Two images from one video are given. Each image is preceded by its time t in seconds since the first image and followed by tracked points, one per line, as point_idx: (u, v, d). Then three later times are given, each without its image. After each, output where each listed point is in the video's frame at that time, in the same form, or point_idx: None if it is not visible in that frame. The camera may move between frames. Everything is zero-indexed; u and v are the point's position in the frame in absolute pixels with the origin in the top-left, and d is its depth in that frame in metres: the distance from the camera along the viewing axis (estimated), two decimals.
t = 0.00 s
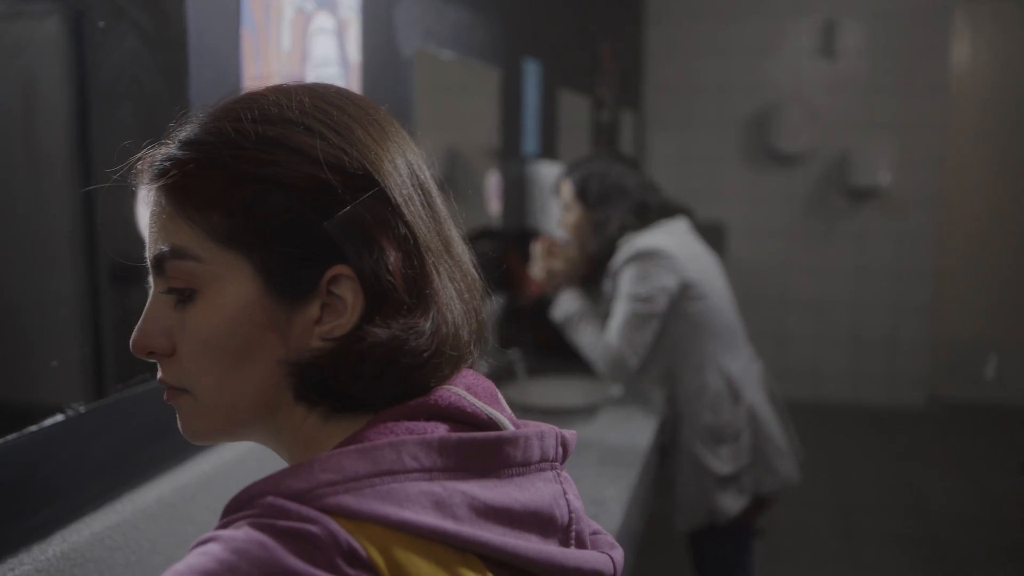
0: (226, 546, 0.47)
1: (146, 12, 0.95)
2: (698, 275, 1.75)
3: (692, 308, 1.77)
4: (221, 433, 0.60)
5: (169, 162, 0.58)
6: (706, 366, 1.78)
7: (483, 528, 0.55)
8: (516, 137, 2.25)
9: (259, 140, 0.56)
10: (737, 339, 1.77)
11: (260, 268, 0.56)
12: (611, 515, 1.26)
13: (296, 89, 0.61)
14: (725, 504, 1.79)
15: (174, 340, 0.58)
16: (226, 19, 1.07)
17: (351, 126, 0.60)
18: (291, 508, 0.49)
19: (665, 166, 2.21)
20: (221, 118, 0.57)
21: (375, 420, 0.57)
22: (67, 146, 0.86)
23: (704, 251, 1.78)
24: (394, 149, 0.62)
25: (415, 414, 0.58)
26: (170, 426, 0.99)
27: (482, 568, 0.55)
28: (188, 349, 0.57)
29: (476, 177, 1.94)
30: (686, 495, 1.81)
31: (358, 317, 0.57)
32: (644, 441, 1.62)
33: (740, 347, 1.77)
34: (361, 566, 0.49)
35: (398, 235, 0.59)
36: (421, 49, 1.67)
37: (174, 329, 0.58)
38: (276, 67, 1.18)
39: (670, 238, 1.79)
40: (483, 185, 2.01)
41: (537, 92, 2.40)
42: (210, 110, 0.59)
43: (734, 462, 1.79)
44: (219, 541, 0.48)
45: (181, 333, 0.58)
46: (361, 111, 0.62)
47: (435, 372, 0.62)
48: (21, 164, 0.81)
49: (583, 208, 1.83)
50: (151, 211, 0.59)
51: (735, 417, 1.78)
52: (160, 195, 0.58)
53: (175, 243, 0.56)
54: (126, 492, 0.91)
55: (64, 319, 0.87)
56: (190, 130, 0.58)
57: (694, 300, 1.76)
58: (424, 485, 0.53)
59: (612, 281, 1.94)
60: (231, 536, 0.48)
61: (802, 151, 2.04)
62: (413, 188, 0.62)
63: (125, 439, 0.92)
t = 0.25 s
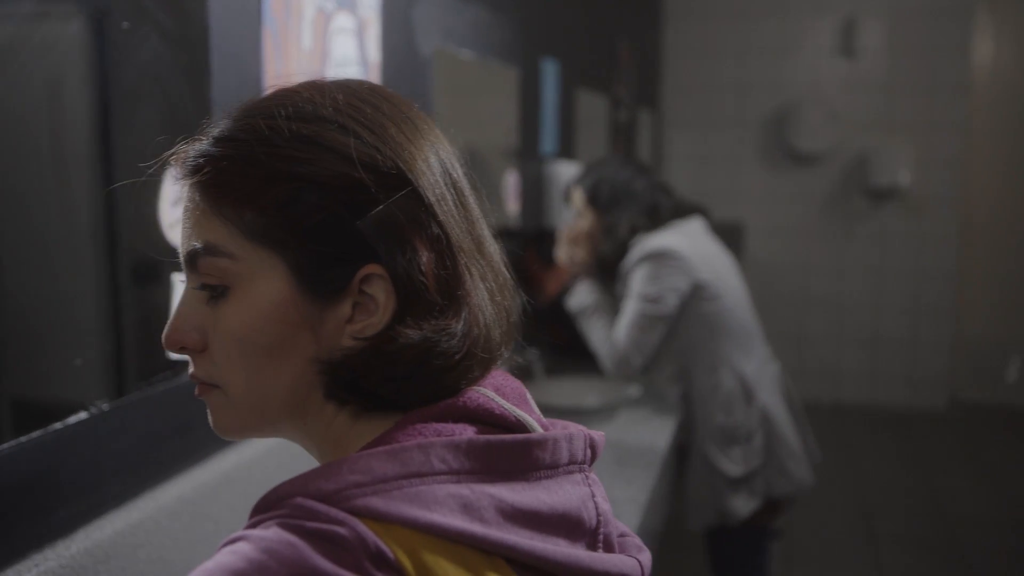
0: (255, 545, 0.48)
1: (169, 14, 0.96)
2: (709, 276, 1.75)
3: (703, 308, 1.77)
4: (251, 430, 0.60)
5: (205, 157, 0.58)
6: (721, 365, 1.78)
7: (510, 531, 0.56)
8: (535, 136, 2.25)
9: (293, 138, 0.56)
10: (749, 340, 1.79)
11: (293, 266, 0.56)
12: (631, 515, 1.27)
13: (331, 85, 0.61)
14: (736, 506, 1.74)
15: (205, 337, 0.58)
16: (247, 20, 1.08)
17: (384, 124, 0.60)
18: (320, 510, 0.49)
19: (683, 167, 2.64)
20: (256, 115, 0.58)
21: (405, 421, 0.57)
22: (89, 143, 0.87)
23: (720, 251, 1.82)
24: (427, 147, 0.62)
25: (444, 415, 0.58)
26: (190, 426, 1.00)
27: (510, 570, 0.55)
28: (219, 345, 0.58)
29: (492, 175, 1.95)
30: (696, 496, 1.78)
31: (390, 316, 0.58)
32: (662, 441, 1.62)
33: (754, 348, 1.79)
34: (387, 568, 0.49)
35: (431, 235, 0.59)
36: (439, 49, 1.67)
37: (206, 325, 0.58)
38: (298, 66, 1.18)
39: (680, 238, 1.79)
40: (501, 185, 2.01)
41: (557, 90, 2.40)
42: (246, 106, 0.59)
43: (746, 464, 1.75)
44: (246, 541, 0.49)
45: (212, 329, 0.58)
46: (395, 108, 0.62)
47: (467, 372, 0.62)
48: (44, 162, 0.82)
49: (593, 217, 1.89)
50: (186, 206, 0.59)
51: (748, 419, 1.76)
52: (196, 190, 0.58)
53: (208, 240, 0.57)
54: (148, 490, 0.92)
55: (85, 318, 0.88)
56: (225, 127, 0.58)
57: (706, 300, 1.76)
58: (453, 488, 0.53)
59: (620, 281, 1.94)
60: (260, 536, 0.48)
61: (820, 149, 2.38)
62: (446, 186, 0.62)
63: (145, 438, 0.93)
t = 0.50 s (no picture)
0: (288, 544, 0.48)
1: (192, 14, 0.96)
2: (727, 277, 1.75)
3: (722, 308, 1.76)
4: (278, 425, 0.60)
5: (237, 150, 0.58)
6: (741, 367, 1.76)
7: (540, 533, 0.55)
8: (555, 136, 2.25)
9: (326, 133, 0.56)
10: (771, 341, 1.77)
11: (324, 261, 0.56)
12: (651, 516, 1.26)
13: (364, 79, 0.61)
14: (756, 508, 1.74)
15: (235, 331, 0.58)
16: (268, 21, 1.08)
17: (417, 120, 0.60)
18: (354, 507, 0.49)
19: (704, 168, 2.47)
20: (289, 109, 0.58)
21: (436, 418, 0.57)
22: (111, 142, 0.87)
23: (739, 253, 1.81)
24: (460, 143, 0.62)
25: (474, 414, 0.57)
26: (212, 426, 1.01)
27: (540, 572, 0.55)
28: (249, 339, 0.58)
29: (512, 174, 1.95)
30: (715, 498, 1.77)
31: (420, 312, 0.58)
32: (683, 443, 1.61)
33: (775, 350, 1.78)
34: (421, 565, 0.49)
35: (462, 231, 0.59)
36: (459, 50, 1.67)
37: (235, 319, 0.58)
38: (318, 67, 1.19)
39: (700, 240, 1.79)
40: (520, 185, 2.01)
41: (577, 91, 2.39)
42: (279, 100, 0.59)
43: (766, 466, 1.74)
44: (280, 539, 0.49)
45: (242, 323, 0.58)
46: (428, 104, 0.63)
47: (497, 371, 0.62)
48: (68, 160, 0.83)
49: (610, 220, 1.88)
50: (218, 200, 0.59)
51: (769, 420, 1.75)
52: (228, 183, 0.58)
53: (239, 233, 0.57)
54: (169, 487, 0.92)
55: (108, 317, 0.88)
56: (258, 120, 0.59)
57: (725, 301, 1.75)
58: (485, 487, 0.53)
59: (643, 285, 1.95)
60: (293, 535, 0.48)
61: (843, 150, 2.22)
62: (478, 182, 0.62)
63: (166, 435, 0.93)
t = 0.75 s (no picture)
0: (287, 557, 0.48)
1: (209, 14, 0.96)
2: (746, 278, 1.73)
3: (741, 309, 1.75)
4: (283, 423, 0.59)
5: (249, 146, 0.58)
6: (757, 369, 1.75)
7: (544, 540, 0.55)
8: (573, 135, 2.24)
9: (337, 130, 0.56)
10: (787, 341, 1.77)
11: (331, 260, 0.56)
12: (667, 517, 1.26)
13: (378, 78, 0.61)
14: (776, 512, 1.71)
15: (241, 327, 0.58)
16: (286, 21, 1.08)
17: (431, 119, 0.60)
18: (352, 519, 0.49)
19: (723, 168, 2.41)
20: (302, 105, 0.58)
21: (444, 422, 0.57)
22: (128, 144, 0.89)
23: (758, 255, 1.80)
24: (473, 143, 0.62)
25: (476, 420, 0.57)
26: (227, 421, 1.00)
27: None
28: (255, 337, 0.57)
29: (530, 174, 1.95)
30: (737, 500, 1.76)
31: (426, 314, 0.57)
32: (699, 443, 1.61)
33: (791, 350, 1.78)
34: None
35: (471, 232, 0.59)
36: (477, 48, 1.67)
37: (242, 316, 0.58)
38: (335, 66, 1.19)
39: (716, 241, 1.76)
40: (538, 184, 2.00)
41: (595, 90, 2.38)
42: (292, 95, 0.59)
43: (786, 469, 1.73)
44: (278, 552, 0.49)
45: (248, 320, 0.58)
46: (443, 104, 0.62)
47: (504, 374, 0.62)
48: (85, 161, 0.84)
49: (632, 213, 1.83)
50: (229, 196, 0.59)
51: (787, 422, 1.74)
52: (240, 179, 0.58)
53: (248, 229, 0.57)
54: (183, 488, 0.92)
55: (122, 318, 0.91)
56: (270, 116, 0.58)
57: (744, 301, 1.74)
58: (485, 496, 0.53)
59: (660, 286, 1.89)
60: (291, 547, 0.48)
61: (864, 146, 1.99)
62: (490, 182, 0.62)
63: (183, 436, 0.93)
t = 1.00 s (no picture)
0: (282, 558, 0.48)
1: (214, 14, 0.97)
2: (756, 279, 1.68)
3: (754, 312, 1.70)
4: (273, 428, 0.60)
5: (229, 151, 0.58)
6: (765, 375, 1.73)
7: (538, 542, 0.55)
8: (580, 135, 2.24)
9: (316, 132, 0.56)
10: (797, 345, 1.72)
11: (314, 263, 0.56)
12: (671, 518, 1.25)
13: (358, 78, 0.61)
14: (783, 515, 1.77)
15: (229, 332, 0.59)
16: (292, 21, 1.08)
17: (412, 118, 0.59)
18: (347, 520, 0.49)
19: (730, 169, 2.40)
20: (282, 109, 0.57)
21: (433, 425, 0.57)
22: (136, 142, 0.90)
23: (768, 259, 1.75)
24: (455, 142, 0.61)
25: (472, 420, 0.57)
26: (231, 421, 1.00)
27: None
28: (242, 342, 0.58)
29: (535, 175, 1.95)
30: (744, 501, 1.79)
31: (412, 316, 0.57)
32: (705, 445, 1.60)
33: (802, 354, 1.73)
34: None
35: (456, 232, 0.59)
36: (484, 49, 1.67)
37: (229, 321, 0.58)
38: (341, 66, 1.19)
39: (724, 246, 1.73)
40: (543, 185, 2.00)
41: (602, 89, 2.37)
42: (273, 101, 0.59)
43: (794, 473, 1.75)
44: (274, 552, 0.48)
45: (236, 324, 0.58)
46: (424, 101, 0.62)
47: (491, 375, 0.62)
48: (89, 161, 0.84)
49: (648, 208, 1.83)
50: (212, 200, 0.59)
51: (796, 426, 1.74)
52: (221, 185, 0.58)
53: (231, 235, 0.57)
54: (188, 486, 0.92)
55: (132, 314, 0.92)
56: (251, 121, 0.58)
57: (757, 303, 1.69)
58: (480, 497, 0.53)
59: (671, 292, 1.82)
60: (287, 548, 0.48)
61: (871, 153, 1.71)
62: (473, 181, 0.62)
63: (190, 436, 0.93)
